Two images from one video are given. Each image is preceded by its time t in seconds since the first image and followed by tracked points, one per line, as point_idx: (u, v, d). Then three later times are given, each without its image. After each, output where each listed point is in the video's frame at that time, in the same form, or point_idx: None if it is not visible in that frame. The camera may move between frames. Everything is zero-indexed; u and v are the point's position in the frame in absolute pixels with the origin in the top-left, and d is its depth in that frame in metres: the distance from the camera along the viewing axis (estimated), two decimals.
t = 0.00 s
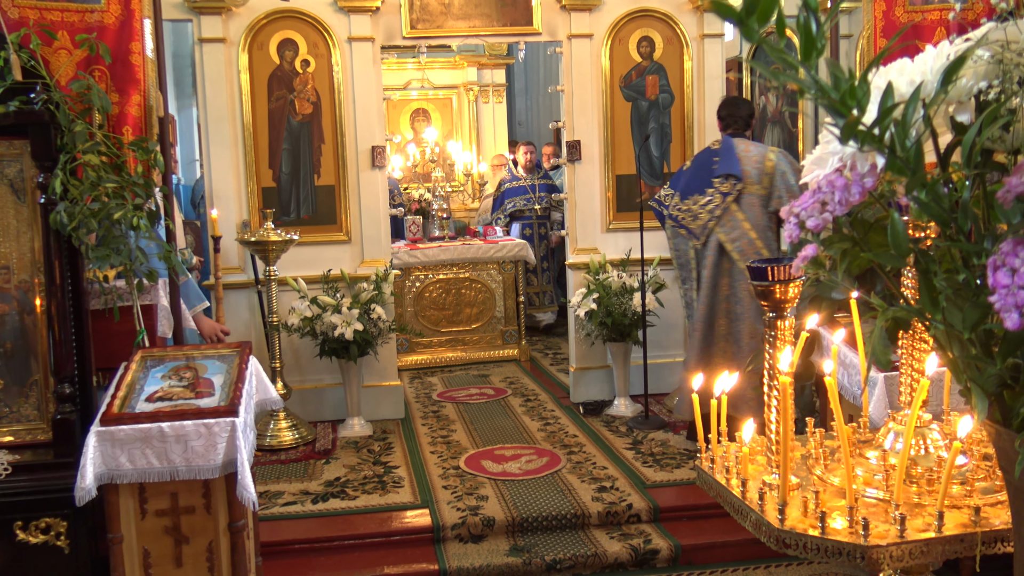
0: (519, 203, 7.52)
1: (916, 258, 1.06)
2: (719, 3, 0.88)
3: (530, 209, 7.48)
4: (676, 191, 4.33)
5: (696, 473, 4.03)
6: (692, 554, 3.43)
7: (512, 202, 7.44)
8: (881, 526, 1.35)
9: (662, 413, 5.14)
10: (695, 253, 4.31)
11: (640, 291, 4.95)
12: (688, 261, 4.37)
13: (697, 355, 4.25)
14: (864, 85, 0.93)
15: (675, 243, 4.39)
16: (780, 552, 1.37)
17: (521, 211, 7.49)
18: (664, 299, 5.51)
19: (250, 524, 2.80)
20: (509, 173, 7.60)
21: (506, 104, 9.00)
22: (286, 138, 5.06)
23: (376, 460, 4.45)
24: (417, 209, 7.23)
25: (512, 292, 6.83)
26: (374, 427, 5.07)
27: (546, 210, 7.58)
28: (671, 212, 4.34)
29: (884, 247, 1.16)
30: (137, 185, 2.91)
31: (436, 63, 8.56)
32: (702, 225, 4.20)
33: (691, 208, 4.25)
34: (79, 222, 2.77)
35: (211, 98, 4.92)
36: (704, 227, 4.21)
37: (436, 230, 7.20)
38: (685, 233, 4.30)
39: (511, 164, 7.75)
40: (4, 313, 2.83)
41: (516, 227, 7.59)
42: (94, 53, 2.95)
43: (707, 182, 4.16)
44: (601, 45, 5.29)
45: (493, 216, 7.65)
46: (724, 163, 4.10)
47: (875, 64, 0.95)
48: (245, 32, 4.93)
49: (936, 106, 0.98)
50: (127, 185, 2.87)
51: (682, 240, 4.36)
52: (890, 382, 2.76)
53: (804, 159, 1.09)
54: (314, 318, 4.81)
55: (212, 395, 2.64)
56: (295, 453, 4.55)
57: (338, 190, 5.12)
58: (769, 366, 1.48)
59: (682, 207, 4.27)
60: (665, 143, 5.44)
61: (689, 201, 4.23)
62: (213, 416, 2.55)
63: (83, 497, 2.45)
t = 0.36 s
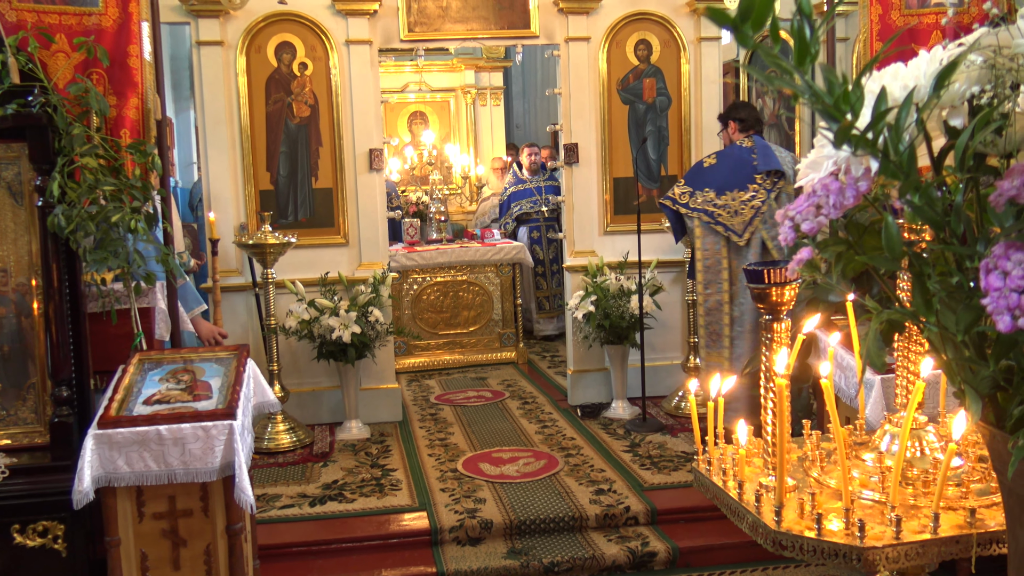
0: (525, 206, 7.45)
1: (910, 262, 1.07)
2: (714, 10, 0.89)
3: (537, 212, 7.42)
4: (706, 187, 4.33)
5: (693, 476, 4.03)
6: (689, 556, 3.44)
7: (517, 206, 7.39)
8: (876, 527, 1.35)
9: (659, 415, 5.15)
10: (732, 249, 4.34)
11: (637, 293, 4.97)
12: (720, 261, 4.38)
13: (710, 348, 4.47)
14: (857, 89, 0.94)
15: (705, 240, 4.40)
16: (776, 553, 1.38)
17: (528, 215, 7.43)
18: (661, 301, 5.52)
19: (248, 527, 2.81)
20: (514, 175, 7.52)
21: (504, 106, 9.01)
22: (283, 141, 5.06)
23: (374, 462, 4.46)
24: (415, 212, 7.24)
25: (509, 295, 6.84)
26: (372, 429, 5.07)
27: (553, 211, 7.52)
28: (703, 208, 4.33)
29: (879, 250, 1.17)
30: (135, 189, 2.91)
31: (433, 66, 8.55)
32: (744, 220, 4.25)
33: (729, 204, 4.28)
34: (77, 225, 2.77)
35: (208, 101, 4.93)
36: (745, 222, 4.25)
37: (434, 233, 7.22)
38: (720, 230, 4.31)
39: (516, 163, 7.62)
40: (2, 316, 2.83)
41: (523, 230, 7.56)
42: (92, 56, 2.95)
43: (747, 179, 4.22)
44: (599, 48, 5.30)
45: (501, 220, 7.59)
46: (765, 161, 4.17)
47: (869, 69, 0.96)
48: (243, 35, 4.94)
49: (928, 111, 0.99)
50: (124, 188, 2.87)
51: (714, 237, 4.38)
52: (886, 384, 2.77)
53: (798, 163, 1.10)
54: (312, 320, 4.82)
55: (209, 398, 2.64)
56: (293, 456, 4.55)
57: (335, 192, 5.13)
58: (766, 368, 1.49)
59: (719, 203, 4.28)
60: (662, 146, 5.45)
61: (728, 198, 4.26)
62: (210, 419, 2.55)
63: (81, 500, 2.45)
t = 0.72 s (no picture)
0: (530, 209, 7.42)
1: (907, 264, 1.08)
2: (713, 14, 0.90)
3: (542, 216, 7.40)
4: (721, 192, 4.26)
5: (692, 478, 4.03)
6: (688, 559, 3.44)
7: (521, 209, 7.37)
8: (875, 529, 1.36)
9: (658, 417, 5.16)
10: (754, 255, 4.28)
11: (636, 296, 4.97)
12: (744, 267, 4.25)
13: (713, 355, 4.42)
14: (854, 92, 0.95)
15: (726, 246, 4.28)
16: (775, 555, 1.38)
17: (533, 218, 7.40)
18: (660, 304, 5.52)
19: (247, 529, 2.81)
20: (518, 178, 7.48)
21: (503, 109, 9.01)
22: (283, 144, 5.07)
23: (372, 465, 4.46)
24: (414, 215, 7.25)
25: (508, 298, 6.85)
26: (371, 432, 5.07)
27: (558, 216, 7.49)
28: (724, 213, 4.25)
29: (876, 252, 1.18)
30: (134, 191, 2.89)
31: (432, 69, 8.55)
32: (761, 224, 4.24)
33: (746, 208, 4.25)
34: (77, 227, 2.79)
35: (208, 104, 4.93)
36: (760, 226, 4.25)
37: (433, 236, 7.22)
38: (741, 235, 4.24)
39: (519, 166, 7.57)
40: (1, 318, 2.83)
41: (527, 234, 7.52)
42: (92, 59, 2.96)
43: (758, 182, 4.24)
44: (598, 51, 5.32)
45: (504, 224, 7.58)
46: (768, 164, 4.28)
47: (866, 72, 0.97)
48: (243, 38, 4.95)
49: (925, 114, 0.99)
50: (124, 191, 2.87)
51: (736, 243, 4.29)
52: (885, 388, 2.78)
53: (796, 166, 1.11)
54: (311, 323, 4.83)
55: (209, 400, 2.65)
56: (292, 459, 4.55)
57: (335, 195, 5.13)
58: (764, 371, 1.49)
59: (737, 208, 4.24)
60: (661, 150, 5.47)
61: (746, 201, 4.24)
62: (209, 421, 2.56)
63: (80, 502, 2.46)
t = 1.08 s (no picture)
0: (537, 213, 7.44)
1: (906, 268, 1.08)
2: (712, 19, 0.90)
3: (548, 220, 7.41)
4: (695, 201, 4.08)
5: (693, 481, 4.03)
6: (689, 562, 3.44)
7: (528, 211, 7.39)
8: (875, 532, 1.36)
9: (659, 420, 5.16)
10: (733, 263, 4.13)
11: (637, 299, 4.98)
12: (726, 276, 4.08)
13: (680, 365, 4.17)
14: (854, 98, 0.95)
15: (705, 256, 4.10)
16: (775, 558, 1.39)
17: (539, 222, 7.41)
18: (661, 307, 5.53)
19: (248, 533, 2.81)
20: (528, 180, 7.51)
21: (503, 112, 9.01)
22: (284, 147, 5.08)
23: (373, 468, 4.46)
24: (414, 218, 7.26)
25: (509, 301, 6.84)
26: (371, 435, 5.08)
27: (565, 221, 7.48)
28: (701, 223, 4.08)
29: (876, 256, 1.18)
30: (136, 194, 2.92)
31: (433, 72, 8.56)
32: (732, 232, 4.13)
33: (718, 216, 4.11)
34: (78, 230, 2.80)
35: (209, 107, 4.94)
36: (730, 234, 4.14)
37: (434, 239, 7.21)
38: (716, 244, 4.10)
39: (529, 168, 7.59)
40: (3, 321, 2.83)
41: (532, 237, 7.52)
42: (93, 62, 2.97)
43: (728, 189, 4.10)
44: (598, 54, 5.32)
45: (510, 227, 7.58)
46: (731, 169, 4.14)
47: (865, 77, 0.97)
48: (244, 41, 4.95)
49: (924, 119, 1.00)
50: (126, 194, 2.89)
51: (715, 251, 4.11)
52: (885, 391, 2.78)
53: (796, 171, 1.11)
54: (312, 326, 4.83)
55: (210, 403, 2.65)
56: (293, 462, 4.55)
57: (336, 198, 5.14)
58: (764, 374, 1.50)
59: (713, 216, 4.08)
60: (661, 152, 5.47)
61: (719, 209, 4.09)
62: (211, 424, 2.56)
63: (82, 505, 2.46)
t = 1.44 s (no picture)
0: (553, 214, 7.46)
1: (912, 274, 1.09)
2: (717, 28, 0.90)
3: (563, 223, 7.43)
4: (677, 205, 4.06)
5: (696, 485, 4.03)
6: (692, 566, 3.43)
7: (544, 212, 7.42)
8: (879, 538, 1.36)
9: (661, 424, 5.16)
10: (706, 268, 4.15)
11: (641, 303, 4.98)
12: (698, 281, 4.11)
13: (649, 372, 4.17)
14: (859, 106, 0.95)
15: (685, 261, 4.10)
16: (779, 564, 1.38)
17: (553, 223, 7.45)
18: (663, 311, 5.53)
19: (251, 534, 2.82)
20: (548, 180, 7.52)
21: (508, 115, 9.02)
22: (288, 149, 5.09)
23: (376, 470, 4.46)
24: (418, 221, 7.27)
25: (513, 304, 6.85)
26: (375, 437, 5.08)
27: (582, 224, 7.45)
28: (684, 226, 4.07)
29: (881, 262, 1.18)
30: (141, 196, 2.94)
31: (437, 75, 8.59)
32: (707, 236, 4.16)
33: (697, 221, 4.11)
34: (82, 232, 2.79)
35: (213, 110, 4.96)
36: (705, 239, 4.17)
37: (437, 242, 7.22)
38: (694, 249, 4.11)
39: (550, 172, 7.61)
40: (7, 322, 2.84)
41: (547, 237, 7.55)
42: (99, 65, 2.97)
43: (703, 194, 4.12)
44: (603, 58, 5.32)
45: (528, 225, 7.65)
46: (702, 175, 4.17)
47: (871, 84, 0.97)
48: (249, 44, 4.96)
49: (929, 126, 1.00)
50: (131, 196, 2.91)
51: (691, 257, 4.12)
52: (890, 395, 2.78)
53: (801, 176, 1.11)
54: (315, 328, 4.81)
55: (214, 405, 2.65)
56: (296, 464, 4.55)
57: (340, 200, 5.15)
58: (768, 379, 1.50)
59: (695, 220, 4.09)
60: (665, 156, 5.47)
61: (699, 214, 4.10)
62: (214, 426, 2.56)
63: (85, 506, 2.46)
